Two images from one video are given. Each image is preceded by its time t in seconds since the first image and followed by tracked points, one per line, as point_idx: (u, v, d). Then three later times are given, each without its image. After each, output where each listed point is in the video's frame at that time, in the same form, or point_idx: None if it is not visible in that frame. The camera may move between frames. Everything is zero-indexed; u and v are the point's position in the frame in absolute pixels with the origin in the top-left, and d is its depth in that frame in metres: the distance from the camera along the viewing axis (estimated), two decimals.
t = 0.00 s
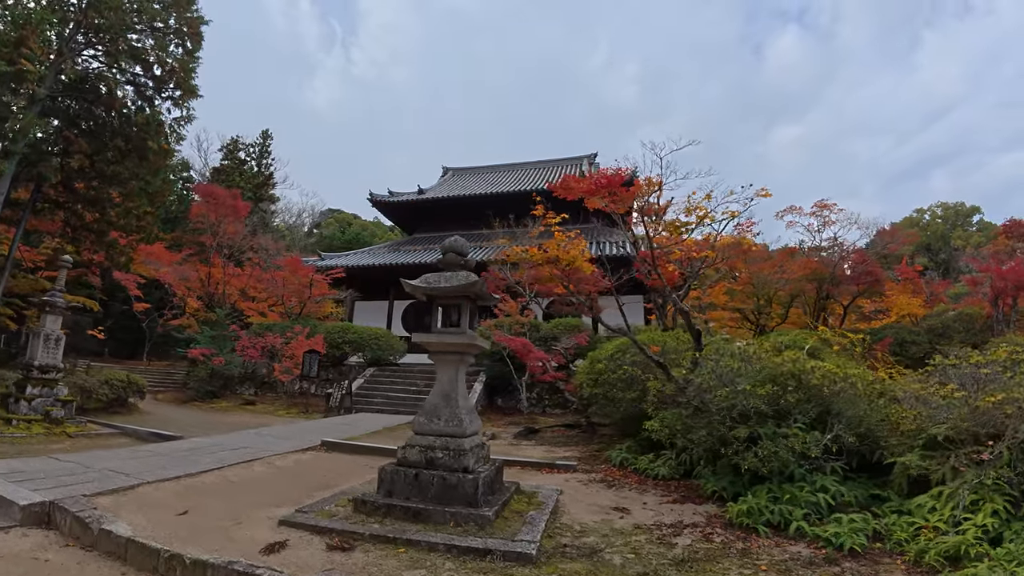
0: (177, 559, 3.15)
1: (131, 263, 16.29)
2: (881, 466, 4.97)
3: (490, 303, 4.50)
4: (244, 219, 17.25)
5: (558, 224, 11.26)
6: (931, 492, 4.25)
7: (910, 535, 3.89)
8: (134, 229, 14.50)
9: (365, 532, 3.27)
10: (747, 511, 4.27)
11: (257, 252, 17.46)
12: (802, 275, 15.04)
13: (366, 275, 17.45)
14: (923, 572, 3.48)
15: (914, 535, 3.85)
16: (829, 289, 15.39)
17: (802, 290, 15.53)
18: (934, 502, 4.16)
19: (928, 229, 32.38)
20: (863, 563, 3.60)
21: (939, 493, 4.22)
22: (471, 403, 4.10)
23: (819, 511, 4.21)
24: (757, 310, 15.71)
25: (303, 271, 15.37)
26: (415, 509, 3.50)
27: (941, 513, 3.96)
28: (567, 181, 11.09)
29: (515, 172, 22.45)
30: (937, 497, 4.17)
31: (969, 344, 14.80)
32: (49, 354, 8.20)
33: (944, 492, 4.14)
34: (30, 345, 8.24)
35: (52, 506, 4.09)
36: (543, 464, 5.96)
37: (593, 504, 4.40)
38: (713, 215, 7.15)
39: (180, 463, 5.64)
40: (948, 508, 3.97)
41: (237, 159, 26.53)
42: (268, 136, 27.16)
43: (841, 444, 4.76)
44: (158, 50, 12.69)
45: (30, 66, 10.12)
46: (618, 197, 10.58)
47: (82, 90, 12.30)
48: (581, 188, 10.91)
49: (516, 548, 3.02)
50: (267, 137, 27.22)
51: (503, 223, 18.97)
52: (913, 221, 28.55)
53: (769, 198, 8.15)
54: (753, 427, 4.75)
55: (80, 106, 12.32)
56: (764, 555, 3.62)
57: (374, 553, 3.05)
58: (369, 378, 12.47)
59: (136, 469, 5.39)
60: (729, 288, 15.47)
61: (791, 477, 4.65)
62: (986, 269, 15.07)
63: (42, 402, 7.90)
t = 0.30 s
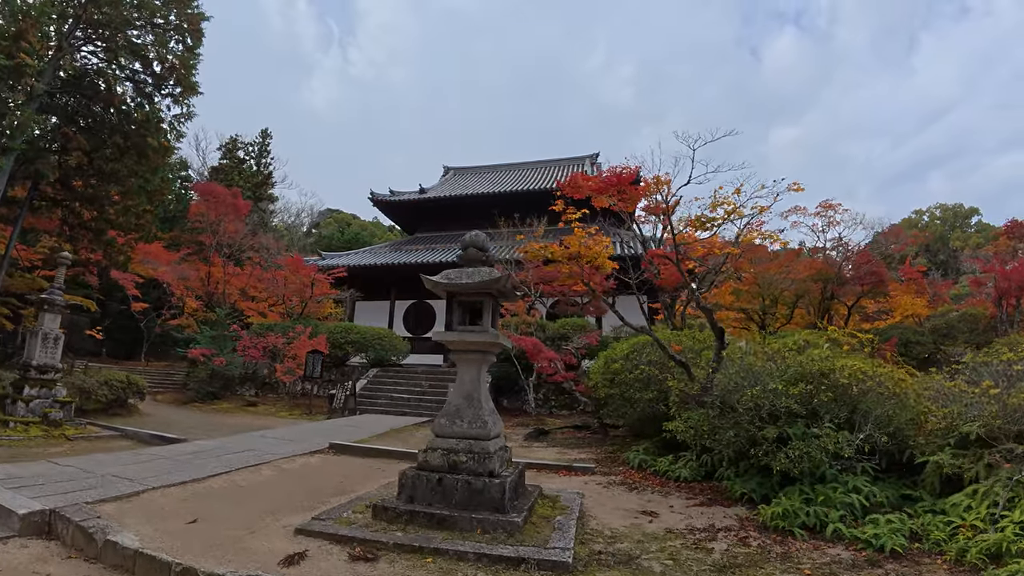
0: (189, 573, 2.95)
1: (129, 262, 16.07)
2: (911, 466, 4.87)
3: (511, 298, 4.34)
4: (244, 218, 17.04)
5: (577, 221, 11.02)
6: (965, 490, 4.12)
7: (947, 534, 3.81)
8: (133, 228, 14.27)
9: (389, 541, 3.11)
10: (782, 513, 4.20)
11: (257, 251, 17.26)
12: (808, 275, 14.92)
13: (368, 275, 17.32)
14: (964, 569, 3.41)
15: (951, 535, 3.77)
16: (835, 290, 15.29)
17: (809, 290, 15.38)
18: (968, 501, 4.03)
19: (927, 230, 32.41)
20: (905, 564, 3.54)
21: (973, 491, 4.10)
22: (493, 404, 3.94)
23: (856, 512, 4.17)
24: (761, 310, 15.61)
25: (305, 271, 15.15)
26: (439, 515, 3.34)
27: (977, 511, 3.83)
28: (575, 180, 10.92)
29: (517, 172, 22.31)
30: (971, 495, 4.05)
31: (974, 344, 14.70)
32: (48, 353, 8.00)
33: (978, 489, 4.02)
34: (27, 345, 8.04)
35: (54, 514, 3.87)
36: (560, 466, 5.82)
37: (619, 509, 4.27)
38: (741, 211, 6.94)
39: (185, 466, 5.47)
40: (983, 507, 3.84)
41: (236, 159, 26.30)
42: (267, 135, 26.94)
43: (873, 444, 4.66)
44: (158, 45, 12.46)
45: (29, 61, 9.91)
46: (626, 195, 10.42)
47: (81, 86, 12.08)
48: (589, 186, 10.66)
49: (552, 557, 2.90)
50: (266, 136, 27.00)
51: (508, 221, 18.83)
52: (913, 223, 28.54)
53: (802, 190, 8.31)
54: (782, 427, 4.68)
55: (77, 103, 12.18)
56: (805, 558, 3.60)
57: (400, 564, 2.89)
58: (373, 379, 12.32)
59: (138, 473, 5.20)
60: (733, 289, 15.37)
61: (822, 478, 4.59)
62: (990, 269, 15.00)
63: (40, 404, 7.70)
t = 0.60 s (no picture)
0: None
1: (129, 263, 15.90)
2: (941, 466, 4.77)
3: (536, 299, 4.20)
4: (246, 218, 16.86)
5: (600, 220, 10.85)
6: (999, 489, 4.01)
7: (983, 534, 3.73)
8: (134, 228, 14.09)
9: (419, 552, 2.96)
10: (819, 516, 4.11)
11: (259, 251, 17.11)
12: (814, 276, 14.80)
13: (370, 275, 17.22)
14: (1007, 570, 3.32)
15: (989, 535, 3.68)
16: (841, 289, 15.20)
17: (815, 290, 15.30)
18: (1003, 500, 3.92)
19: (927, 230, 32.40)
20: (946, 565, 3.47)
21: (1007, 491, 3.99)
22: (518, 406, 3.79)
23: (892, 514, 4.09)
24: (768, 311, 15.51)
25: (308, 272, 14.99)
26: (469, 525, 3.20)
27: (1014, 510, 3.72)
28: (584, 179, 10.78)
29: (519, 172, 22.19)
30: (1006, 494, 3.94)
31: (979, 344, 14.63)
32: (49, 355, 7.84)
33: (1014, 488, 3.91)
34: (28, 346, 7.86)
35: (60, 527, 3.67)
36: (579, 469, 5.69)
37: (647, 514, 4.16)
38: (769, 209, 6.78)
39: (194, 472, 5.31)
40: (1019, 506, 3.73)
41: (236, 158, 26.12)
42: (268, 135, 26.77)
43: (904, 445, 4.56)
44: (158, 42, 12.28)
45: (29, 57, 9.76)
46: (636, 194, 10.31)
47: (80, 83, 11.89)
48: (599, 185, 10.52)
49: (593, 567, 2.78)
50: (266, 136, 26.83)
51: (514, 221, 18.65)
52: (914, 223, 28.49)
53: (834, 188, 8.13)
54: (812, 428, 4.60)
55: (77, 101, 11.89)
56: (847, 562, 3.51)
57: None
58: (378, 380, 12.19)
59: (147, 480, 5.04)
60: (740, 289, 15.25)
61: (854, 480, 4.50)
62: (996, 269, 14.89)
63: (42, 407, 7.52)
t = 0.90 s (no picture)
0: None
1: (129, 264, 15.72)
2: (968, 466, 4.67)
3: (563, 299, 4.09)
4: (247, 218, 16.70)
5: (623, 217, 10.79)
6: None
7: (1017, 533, 3.63)
8: (134, 228, 13.91)
9: (452, 563, 2.83)
10: (853, 518, 4.00)
11: (260, 251, 16.95)
12: (817, 276, 14.70)
13: (372, 275, 17.09)
14: None
15: None
16: (846, 290, 15.13)
17: (820, 291, 15.26)
18: None
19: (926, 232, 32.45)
20: (984, 564, 3.39)
21: None
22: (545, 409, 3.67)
23: (925, 515, 3.99)
24: (774, 312, 15.42)
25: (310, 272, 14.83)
26: (501, 532, 3.07)
27: None
28: (593, 178, 10.67)
29: (521, 172, 22.10)
30: None
31: (983, 345, 14.60)
32: (50, 357, 7.68)
33: None
34: (28, 347, 7.70)
35: (68, 541, 3.44)
36: (599, 473, 5.57)
37: (676, 519, 4.06)
38: (798, 208, 6.65)
39: (204, 478, 5.16)
40: None
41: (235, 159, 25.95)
42: (267, 135, 26.60)
43: (932, 445, 4.46)
44: (159, 40, 12.10)
45: (30, 53, 9.59)
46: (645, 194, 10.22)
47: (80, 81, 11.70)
48: (609, 185, 10.44)
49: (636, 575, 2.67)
50: (266, 136, 26.66)
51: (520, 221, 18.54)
52: (914, 224, 28.50)
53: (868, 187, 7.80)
54: (841, 430, 4.50)
55: (77, 99, 11.69)
56: (886, 564, 3.41)
57: None
58: (383, 381, 12.05)
59: (156, 488, 4.87)
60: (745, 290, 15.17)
61: (884, 482, 4.40)
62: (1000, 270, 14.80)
63: (43, 411, 7.35)
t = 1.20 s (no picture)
0: None
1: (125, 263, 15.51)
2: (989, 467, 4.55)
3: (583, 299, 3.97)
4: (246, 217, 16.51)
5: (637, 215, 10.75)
6: None
7: None
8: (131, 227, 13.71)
9: None
10: (883, 522, 3.87)
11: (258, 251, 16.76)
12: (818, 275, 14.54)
13: (372, 275, 16.93)
14: None
15: None
16: (849, 290, 15.03)
17: (822, 291, 15.20)
18: None
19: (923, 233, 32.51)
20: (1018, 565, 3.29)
21: None
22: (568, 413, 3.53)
23: (953, 517, 3.87)
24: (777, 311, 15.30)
25: (310, 271, 14.65)
26: (529, 543, 2.93)
27: None
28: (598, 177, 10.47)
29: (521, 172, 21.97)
30: None
31: (985, 345, 14.54)
32: (47, 359, 7.51)
33: None
34: (24, 349, 7.52)
35: (70, 555, 3.27)
36: (614, 476, 5.44)
37: (700, 525, 3.94)
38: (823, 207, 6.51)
39: (209, 486, 4.99)
40: None
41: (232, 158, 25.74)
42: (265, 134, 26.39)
43: (955, 446, 4.34)
44: (157, 36, 11.90)
45: (26, 48, 9.38)
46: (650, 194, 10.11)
47: (77, 77, 11.49)
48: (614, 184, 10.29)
49: None
50: (263, 135, 26.44)
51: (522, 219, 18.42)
52: (911, 225, 28.51)
53: (895, 186, 7.29)
54: (866, 432, 4.38)
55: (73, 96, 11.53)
56: (921, 568, 3.29)
57: None
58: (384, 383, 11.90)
59: (159, 497, 4.71)
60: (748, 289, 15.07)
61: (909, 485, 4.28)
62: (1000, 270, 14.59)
63: (40, 415, 7.17)
